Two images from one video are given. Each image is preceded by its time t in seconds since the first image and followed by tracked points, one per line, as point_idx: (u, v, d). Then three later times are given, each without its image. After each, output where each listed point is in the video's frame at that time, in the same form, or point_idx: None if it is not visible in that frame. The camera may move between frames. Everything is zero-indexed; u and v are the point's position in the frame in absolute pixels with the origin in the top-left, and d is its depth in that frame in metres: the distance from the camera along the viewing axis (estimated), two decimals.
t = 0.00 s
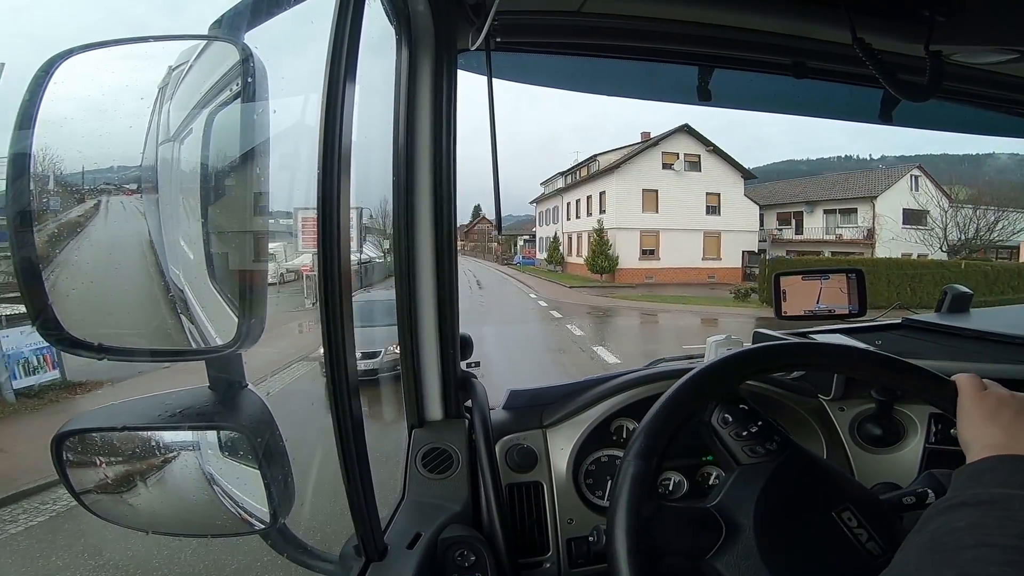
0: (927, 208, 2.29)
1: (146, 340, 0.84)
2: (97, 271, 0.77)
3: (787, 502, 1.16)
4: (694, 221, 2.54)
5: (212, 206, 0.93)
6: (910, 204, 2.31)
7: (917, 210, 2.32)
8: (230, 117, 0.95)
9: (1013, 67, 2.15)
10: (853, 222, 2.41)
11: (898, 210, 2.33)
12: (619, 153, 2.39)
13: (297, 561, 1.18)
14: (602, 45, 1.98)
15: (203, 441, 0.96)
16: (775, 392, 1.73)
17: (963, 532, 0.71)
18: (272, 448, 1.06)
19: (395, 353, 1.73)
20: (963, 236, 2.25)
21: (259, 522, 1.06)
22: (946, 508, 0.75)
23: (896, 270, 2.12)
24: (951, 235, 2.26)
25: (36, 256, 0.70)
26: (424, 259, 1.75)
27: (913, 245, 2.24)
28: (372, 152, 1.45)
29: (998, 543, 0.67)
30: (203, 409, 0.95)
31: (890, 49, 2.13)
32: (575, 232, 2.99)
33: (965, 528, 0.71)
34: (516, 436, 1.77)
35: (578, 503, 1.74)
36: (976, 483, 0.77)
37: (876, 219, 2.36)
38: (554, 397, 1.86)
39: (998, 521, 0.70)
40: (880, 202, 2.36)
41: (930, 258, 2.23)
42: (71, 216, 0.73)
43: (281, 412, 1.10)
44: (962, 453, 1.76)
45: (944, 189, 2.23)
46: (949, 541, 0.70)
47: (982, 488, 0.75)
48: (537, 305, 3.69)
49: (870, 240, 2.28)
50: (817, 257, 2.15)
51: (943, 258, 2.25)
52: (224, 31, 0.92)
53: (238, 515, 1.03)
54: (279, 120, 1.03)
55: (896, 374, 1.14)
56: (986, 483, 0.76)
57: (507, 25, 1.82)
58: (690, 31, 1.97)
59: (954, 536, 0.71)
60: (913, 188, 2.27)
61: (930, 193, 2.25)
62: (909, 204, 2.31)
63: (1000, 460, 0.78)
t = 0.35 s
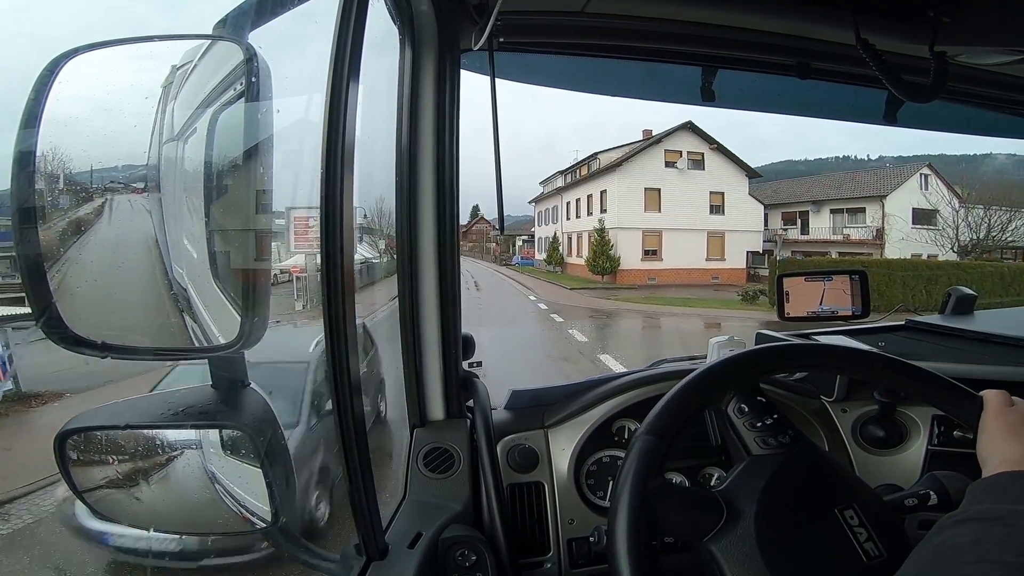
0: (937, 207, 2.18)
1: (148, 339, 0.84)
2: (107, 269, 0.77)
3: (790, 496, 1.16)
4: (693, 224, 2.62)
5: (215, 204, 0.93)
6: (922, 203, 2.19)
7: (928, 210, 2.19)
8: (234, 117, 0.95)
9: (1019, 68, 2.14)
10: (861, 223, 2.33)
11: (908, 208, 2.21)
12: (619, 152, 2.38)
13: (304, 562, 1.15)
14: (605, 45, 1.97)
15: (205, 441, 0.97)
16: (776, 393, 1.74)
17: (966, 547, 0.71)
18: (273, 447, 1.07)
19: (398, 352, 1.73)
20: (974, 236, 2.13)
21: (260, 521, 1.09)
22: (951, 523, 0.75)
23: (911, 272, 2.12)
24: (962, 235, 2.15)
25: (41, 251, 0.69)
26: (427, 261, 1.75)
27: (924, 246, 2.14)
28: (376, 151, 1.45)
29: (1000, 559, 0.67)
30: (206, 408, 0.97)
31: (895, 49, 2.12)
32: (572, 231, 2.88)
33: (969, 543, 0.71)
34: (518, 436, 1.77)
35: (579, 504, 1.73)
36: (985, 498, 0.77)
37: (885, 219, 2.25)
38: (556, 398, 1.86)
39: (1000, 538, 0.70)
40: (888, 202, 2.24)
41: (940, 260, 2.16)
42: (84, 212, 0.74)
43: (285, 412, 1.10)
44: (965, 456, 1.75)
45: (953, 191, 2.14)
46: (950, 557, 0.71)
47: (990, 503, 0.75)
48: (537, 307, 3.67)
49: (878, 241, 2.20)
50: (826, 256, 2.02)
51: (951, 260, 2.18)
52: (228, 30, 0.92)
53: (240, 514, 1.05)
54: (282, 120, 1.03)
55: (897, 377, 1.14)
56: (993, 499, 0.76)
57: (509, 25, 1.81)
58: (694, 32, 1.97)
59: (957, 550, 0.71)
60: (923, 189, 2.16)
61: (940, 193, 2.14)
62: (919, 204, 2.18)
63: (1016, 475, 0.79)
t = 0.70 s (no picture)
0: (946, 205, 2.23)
1: (150, 338, 0.84)
2: (111, 268, 0.77)
3: (791, 494, 1.16)
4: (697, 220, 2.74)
5: (217, 203, 0.93)
6: (929, 202, 2.23)
7: (934, 209, 2.25)
8: (236, 117, 0.95)
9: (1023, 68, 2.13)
10: (866, 222, 2.35)
11: (916, 207, 2.24)
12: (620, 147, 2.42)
13: (299, 558, 1.19)
14: (607, 45, 1.97)
15: (207, 440, 0.96)
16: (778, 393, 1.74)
17: (970, 556, 0.71)
18: (276, 446, 1.05)
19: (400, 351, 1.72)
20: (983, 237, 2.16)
21: (262, 519, 1.06)
22: (955, 532, 0.75)
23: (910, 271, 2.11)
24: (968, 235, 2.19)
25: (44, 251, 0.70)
26: (428, 261, 1.75)
27: (932, 245, 2.22)
28: (378, 151, 1.45)
29: (1001, 568, 0.67)
30: (209, 406, 0.97)
31: (897, 49, 2.12)
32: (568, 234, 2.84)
33: (972, 552, 0.71)
34: (520, 435, 1.77)
35: (581, 505, 1.73)
36: (989, 506, 0.77)
37: (892, 218, 2.29)
38: (558, 397, 1.87)
39: (1002, 546, 0.69)
40: (896, 202, 2.26)
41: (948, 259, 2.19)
42: (89, 210, 0.74)
43: (289, 411, 1.10)
44: (968, 457, 1.75)
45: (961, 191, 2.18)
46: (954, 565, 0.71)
47: (993, 511, 0.75)
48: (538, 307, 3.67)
49: (886, 241, 2.24)
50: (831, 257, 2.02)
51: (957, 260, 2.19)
52: (230, 30, 0.92)
53: (241, 513, 1.03)
54: (284, 119, 1.03)
55: (901, 378, 1.14)
56: (995, 506, 0.76)
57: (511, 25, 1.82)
58: (697, 32, 1.97)
59: (960, 559, 0.71)
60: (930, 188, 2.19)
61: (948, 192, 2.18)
62: (927, 203, 2.23)
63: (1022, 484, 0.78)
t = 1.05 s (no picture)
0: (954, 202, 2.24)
1: (152, 339, 0.84)
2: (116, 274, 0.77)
3: (794, 493, 1.15)
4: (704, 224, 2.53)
5: (217, 206, 0.93)
6: (937, 201, 2.23)
7: (942, 207, 2.26)
8: (236, 119, 0.95)
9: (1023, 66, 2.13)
10: (872, 222, 2.34)
11: (924, 207, 2.25)
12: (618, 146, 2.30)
13: (303, 561, 1.18)
14: (606, 45, 1.97)
15: (209, 441, 0.95)
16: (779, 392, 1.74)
17: (973, 556, 0.70)
18: (278, 447, 1.05)
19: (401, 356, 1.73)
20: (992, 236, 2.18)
21: (264, 521, 1.06)
22: (957, 532, 0.75)
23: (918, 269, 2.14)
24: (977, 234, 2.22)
25: (45, 256, 0.71)
26: (429, 262, 1.75)
27: (938, 245, 2.23)
28: (378, 153, 1.45)
29: (1005, 568, 0.67)
30: (210, 409, 0.96)
31: (897, 48, 2.12)
32: (568, 232, 2.82)
33: (974, 552, 0.71)
34: (523, 436, 1.77)
35: (583, 505, 1.73)
36: (992, 506, 0.76)
37: (900, 217, 2.28)
38: (561, 398, 1.86)
39: (1007, 546, 0.69)
40: (904, 201, 2.26)
41: (954, 258, 2.22)
42: (98, 211, 0.75)
43: (290, 413, 1.10)
44: (970, 456, 1.75)
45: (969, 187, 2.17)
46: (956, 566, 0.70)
47: (996, 512, 0.75)
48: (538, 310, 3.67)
49: (894, 240, 2.24)
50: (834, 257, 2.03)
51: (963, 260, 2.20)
52: (229, 32, 0.93)
53: (243, 514, 1.02)
54: (284, 121, 1.03)
55: (901, 376, 1.14)
56: (999, 506, 0.76)
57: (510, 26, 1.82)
58: (695, 32, 1.97)
59: (962, 560, 0.71)
60: (939, 185, 2.20)
61: (956, 190, 2.19)
62: (935, 200, 2.23)
63: None
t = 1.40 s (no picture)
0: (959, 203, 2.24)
1: (152, 339, 0.84)
2: (117, 277, 0.77)
3: (793, 494, 1.15)
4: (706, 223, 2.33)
5: (218, 206, 0.93)
6: (944, 201, 2.23)
7: (949, 207, 2.24)
8: (238, 119, 0.95)
9: None
10: (877, 222, 2.33)
11: (931, 207, 2.23)
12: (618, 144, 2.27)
13: (304, 561, 1.18)
14: (606, 45, 1.98)
15: (209, 441, 0.95)
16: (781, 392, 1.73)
17: (961, 556, 0.70)
18: (278, 447, 1.04)
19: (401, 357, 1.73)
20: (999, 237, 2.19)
21: (264, 521, 1.06)
22: (947, 532, 0.75)
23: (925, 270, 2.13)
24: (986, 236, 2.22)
25: (46, 257, 0.70)
26: (429, 262, 1.75)
27: (946, 245, 2.21)
28: (378, 153, 1.45)
29: (993, 568, 0.67)
30: (210, 408, 0.96)
31: (898, 49, 2.12)
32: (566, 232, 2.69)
33: (961, 552, 0.71)
34: (522, 436, 1.77)
35: (582, 505, 1.73)
36: (982, 507, 0.76)
37: (906, 217, 2.26)
38: (562, 398, 1.86)
39: (994, 547, 0.69)
40: (910, 200, 2.24)
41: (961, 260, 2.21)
42: (103, 209, 0.75)
43: (290, 412, 1.11)
44: (972, 458, 1.74)
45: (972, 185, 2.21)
46: (944, 565, 0.71)
47: (986, 512, 0.75)
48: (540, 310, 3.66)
49: (901, 241, 2.21)
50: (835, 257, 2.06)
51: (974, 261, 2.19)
52: (231, 32, 0.93)
53: (243, 514, 1.03)
54: (285, 121, 1.03)
55: (901, 377, 1.13)
56: (989, 507, 0.75)
57: (512, 26, 1.82)
58: (695, 32, 1.97)
59: (950, 559, 0.71)
60: (946, 184, 2.20)
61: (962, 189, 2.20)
62: (942, 200, 2.22)
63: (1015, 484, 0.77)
